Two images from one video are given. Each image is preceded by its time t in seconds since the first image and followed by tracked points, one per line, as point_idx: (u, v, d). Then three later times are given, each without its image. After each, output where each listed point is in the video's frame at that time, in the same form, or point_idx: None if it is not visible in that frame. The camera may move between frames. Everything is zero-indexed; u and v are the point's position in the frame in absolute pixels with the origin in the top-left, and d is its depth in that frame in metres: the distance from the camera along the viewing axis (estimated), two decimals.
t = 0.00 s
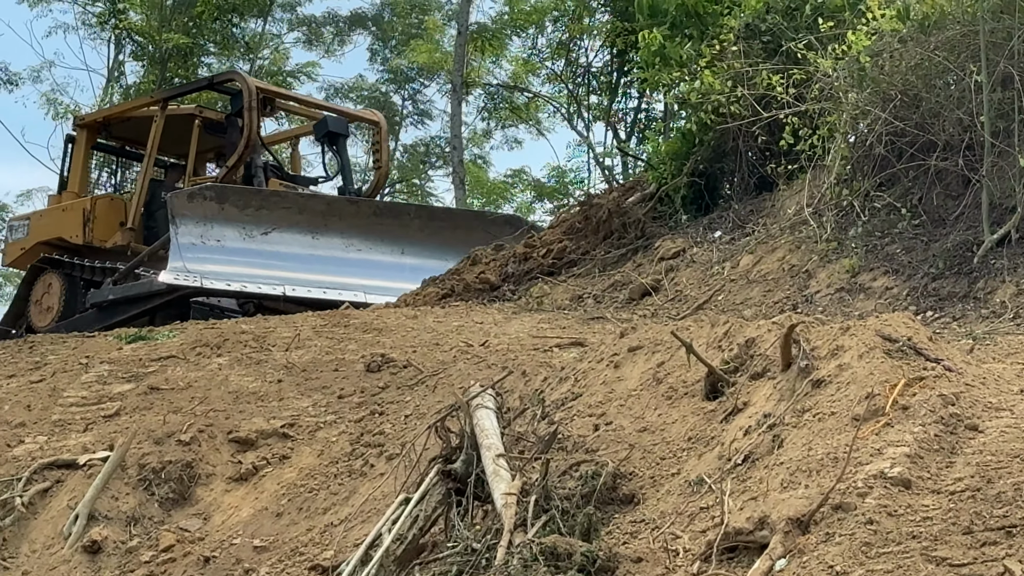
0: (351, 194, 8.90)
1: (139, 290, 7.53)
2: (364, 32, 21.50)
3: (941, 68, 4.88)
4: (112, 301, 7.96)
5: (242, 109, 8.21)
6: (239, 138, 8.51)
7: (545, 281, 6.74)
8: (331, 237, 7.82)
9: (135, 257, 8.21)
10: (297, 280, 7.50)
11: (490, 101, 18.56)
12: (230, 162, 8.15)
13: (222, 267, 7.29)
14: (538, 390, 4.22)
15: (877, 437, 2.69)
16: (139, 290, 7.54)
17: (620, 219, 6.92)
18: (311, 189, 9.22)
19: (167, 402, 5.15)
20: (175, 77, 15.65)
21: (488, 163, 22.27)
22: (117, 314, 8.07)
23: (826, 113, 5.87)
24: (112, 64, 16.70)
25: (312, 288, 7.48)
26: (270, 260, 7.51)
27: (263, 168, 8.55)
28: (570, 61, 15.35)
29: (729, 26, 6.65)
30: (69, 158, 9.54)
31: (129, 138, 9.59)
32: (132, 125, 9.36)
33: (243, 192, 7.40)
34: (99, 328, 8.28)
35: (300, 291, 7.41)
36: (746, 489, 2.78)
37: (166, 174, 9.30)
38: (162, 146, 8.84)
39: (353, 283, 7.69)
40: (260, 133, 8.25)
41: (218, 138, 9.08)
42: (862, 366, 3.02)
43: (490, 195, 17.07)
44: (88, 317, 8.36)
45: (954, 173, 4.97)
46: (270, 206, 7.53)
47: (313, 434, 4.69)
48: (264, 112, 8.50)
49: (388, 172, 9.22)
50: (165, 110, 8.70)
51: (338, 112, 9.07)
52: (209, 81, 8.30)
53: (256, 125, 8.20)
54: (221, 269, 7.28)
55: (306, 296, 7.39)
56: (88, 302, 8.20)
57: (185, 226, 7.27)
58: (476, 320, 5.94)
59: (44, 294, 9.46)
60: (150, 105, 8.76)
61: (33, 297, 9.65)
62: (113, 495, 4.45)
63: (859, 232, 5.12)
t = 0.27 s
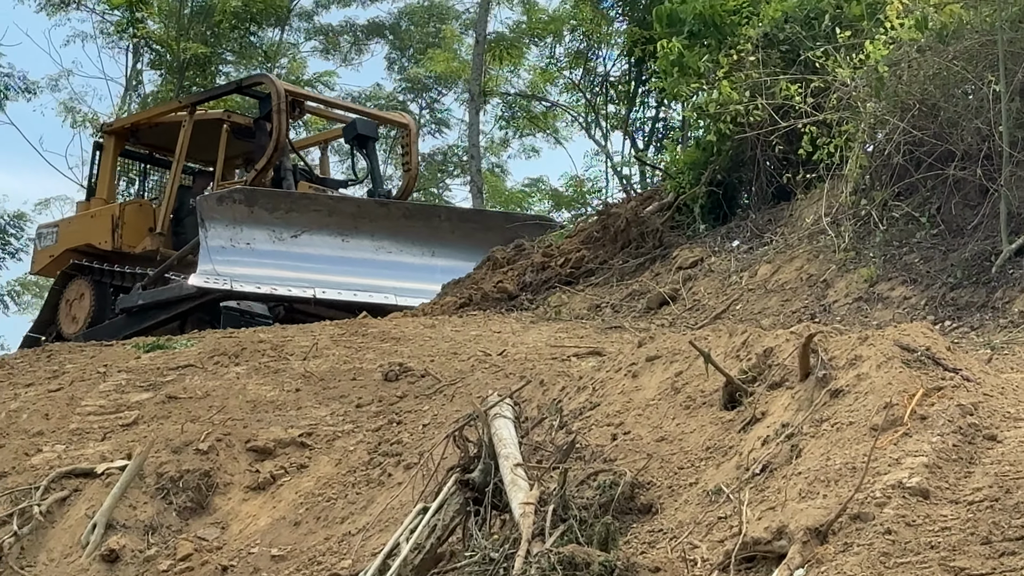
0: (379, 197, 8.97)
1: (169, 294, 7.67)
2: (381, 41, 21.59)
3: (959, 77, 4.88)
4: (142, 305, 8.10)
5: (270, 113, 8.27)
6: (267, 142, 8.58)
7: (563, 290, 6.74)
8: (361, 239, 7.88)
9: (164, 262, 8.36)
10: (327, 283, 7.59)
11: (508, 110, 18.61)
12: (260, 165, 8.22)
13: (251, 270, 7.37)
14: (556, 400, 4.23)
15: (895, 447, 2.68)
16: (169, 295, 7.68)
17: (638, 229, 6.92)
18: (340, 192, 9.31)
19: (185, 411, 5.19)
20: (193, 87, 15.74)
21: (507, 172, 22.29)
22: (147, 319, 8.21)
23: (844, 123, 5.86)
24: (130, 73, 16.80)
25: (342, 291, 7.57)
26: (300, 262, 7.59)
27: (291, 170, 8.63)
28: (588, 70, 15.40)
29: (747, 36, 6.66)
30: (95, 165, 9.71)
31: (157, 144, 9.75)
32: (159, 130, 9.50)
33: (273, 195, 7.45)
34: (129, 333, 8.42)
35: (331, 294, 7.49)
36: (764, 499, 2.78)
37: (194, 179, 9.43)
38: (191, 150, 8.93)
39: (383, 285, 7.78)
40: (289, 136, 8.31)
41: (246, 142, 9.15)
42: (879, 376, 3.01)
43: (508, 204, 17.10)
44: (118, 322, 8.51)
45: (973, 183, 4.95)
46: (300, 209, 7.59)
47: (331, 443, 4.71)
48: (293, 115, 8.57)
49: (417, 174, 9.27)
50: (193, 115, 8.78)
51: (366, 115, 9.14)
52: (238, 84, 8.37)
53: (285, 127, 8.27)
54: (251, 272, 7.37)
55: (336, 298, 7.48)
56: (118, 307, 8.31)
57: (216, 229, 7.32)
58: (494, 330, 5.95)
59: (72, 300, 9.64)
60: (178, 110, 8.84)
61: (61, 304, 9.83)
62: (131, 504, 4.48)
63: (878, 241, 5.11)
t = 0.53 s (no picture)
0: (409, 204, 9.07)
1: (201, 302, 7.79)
2: (399, 54, 21.69)
3: (978, 91, 4.87)
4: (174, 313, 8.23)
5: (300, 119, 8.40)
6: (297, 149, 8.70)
7: (581, 303, 6.75)
8: (393, 247, 7.98)
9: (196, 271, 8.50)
10: (358, 291, 7.69)
11: (526, 122, 18.65)
12: (290, 171, 8.29)
13: (282, 278, 7.51)
14: (575, 413, 4.24)
15: (914, 460, 2.67)
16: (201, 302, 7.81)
17: (656, 241, 6.92)
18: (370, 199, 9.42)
19: (203, 423, 5.23)
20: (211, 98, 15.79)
21: (524, 185, 22.32)
22: (178, 327, 8.34)
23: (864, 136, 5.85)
24: (149, 85, 16.89)
25: (373, 299, 7.66)
26: (331, 270, 7.70)
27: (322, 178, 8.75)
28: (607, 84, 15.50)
29: (766, 49, 6.67)
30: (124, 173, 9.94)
31: (186, 154, 9.97)
32: (188, 140, 9.71)
33: (303, 203, 7.60)
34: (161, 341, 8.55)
35: (361, 302, 7.59)
36: (783, 512, 2.78)
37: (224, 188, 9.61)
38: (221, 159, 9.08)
39: (414, 293, 7.85)
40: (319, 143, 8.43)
41: (276, 150, 9.28)
42: (898, 390, 3.00)
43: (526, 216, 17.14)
44: (149, 331, 8.64)
45: (992, 197, 4.92)
46: (331, 217, 7.73)
47: (349, 455, 4.73)
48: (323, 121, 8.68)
49: (448, 180, 9.31)
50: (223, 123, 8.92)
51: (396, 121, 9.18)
52: (267, 92, 8.44)
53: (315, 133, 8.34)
54: (282, 280, 7.51)
55: (367, 306, 7.58)
56: (150, 316, 8.45)
57: (247, 237, 7.50)
58: (513, 342, 5.97)
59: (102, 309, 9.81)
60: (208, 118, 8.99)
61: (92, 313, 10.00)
62: (149, 516, 4.49)
63: (897, 254, 5.10)
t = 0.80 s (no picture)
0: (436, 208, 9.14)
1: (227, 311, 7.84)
2: (413, 66, 21.78)
3: (992, 104, 4.87)
4: (200, 323, 8.28)
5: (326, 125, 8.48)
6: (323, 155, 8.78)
7: (595, 315, 6.76)
8: (421, 253, 8.01)
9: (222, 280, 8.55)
10: (386, 297, 7.73)
11: (540, 135, 18.70)
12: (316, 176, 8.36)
13: (311, 285, 7.57)
14: (589, 425, 4.24)
15: (929, 473, 2.67)
16: (227, 311, 7.85)
17: (670, 254, 6.93)
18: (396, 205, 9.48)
19: (217, 435, 5.26)
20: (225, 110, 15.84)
21: (538, 197, 22.36)
22: (205, 337, 8.39)
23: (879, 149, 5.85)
24: (164, 97, 16.99)
25: (401, 305, 7.70)
26: (359, 276, 7.75)
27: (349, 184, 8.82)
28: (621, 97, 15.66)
29: (780, 62, 6.69)
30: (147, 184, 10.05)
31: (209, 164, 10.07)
32: (211, 150, 9.81)
33: (330, 210, 7.64)
34: (188, 351, 8.61)
35: (390, 308, 7.63)
36: (796, 525, 2.77)
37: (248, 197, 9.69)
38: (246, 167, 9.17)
39: (443, 298, 7.89)
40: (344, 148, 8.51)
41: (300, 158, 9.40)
42: (913, 403, 3.00)
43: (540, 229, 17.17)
44: (176, 341, 8.70)
45: (1006, 210, 4.89)
46: (359, 223, 7.76)
47: (363, 467, 4.75)
48: (349, 126, 8.73)
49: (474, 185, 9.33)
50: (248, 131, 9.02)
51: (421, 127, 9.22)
52: (291, 98, 8.54)
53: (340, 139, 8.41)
54: (310, 287, 7.56)
55: (396, 313, 7.62)
56: (177, 326, 8.49)
57: (275, 245, 7.56)
58: (526, 355, 5.98)
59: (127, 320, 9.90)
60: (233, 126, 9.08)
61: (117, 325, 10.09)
62: (163, 528, 4.49)
63: (911, 267, 5.09)
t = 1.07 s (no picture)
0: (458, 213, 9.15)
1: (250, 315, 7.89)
2: (421, 76, 21.83)
3: (1001, 115, 4.87)
4: (222, 329, 8.32)
5: (346, 127, 8.55)
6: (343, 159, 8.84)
7: (603, 326, 6.76)
8: (443, 257, 8.04)
9: (243, 288, 8.63)
10: (409, 301, 7.75)
11: (548, 145, 18.73)
12: (337, 180, 8.39)
13: (333, 289, 7.61)
14: (596, 436, 4.24)
15: (937, 484, 2.66)
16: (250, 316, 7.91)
17: (679, 265, 6.93)
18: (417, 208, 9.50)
19: (225, 445, 5.27)
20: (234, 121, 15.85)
21: (546, 208, 22.37)
22: (226, 342, 8.42)
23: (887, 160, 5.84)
24: (173, 108, 17.05)
25: (424, 309, 7.71)
26: (382, 280, 7.79)
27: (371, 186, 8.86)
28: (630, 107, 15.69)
29: (789, 73, 6.71)
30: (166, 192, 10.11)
31: (227, 172, 10.15)
32: (230, 159, 9.92)
33: (352, 214, 7.76)
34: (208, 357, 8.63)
35: (412, 311, 7.65)
36: (804, 536, 2.77)
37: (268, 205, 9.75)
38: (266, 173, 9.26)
39: (466, 302, 7.89)
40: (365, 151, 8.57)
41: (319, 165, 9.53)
42: (921, 414, 3.00)
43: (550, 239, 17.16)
44: (196, 347, 8.73)
45: (1015, 221, 4.87)
46: (381, 228, 7.86)
47: (371, 478, 4.76)
48: (371, 129, 8.73)
49: (496, 189, 9.30)
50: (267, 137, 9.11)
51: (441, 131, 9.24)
52: (312, 102, 8.57)
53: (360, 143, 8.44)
54: (332, 291, 7.61)
55: (419, 316, 7.63)
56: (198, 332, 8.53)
57: (298, 250, 7.66)
58: (535, 365, 5.98)
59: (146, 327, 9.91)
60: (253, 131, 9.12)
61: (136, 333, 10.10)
62: (171, 538, 4.54)
63: (920, 278, 5.08)
